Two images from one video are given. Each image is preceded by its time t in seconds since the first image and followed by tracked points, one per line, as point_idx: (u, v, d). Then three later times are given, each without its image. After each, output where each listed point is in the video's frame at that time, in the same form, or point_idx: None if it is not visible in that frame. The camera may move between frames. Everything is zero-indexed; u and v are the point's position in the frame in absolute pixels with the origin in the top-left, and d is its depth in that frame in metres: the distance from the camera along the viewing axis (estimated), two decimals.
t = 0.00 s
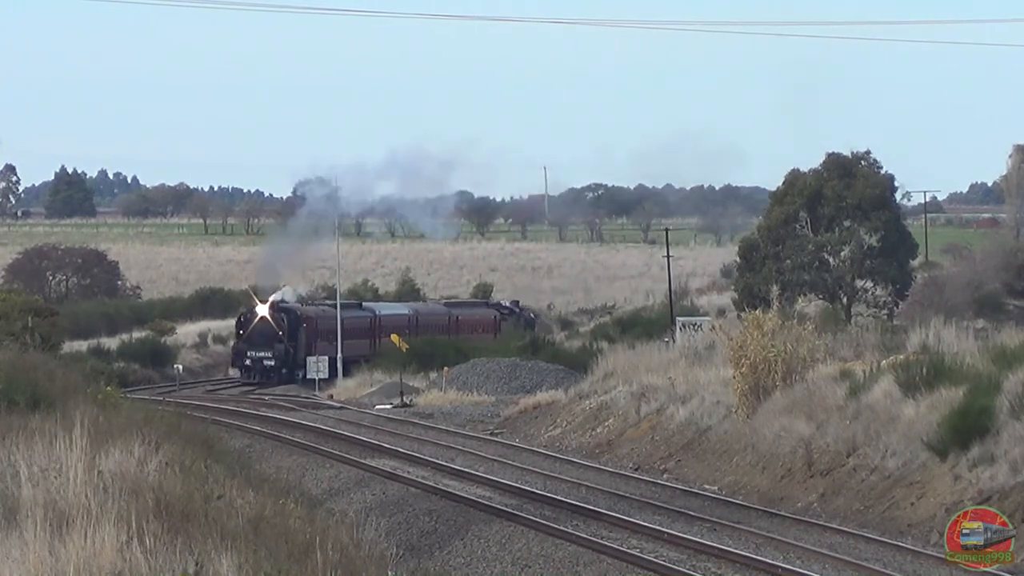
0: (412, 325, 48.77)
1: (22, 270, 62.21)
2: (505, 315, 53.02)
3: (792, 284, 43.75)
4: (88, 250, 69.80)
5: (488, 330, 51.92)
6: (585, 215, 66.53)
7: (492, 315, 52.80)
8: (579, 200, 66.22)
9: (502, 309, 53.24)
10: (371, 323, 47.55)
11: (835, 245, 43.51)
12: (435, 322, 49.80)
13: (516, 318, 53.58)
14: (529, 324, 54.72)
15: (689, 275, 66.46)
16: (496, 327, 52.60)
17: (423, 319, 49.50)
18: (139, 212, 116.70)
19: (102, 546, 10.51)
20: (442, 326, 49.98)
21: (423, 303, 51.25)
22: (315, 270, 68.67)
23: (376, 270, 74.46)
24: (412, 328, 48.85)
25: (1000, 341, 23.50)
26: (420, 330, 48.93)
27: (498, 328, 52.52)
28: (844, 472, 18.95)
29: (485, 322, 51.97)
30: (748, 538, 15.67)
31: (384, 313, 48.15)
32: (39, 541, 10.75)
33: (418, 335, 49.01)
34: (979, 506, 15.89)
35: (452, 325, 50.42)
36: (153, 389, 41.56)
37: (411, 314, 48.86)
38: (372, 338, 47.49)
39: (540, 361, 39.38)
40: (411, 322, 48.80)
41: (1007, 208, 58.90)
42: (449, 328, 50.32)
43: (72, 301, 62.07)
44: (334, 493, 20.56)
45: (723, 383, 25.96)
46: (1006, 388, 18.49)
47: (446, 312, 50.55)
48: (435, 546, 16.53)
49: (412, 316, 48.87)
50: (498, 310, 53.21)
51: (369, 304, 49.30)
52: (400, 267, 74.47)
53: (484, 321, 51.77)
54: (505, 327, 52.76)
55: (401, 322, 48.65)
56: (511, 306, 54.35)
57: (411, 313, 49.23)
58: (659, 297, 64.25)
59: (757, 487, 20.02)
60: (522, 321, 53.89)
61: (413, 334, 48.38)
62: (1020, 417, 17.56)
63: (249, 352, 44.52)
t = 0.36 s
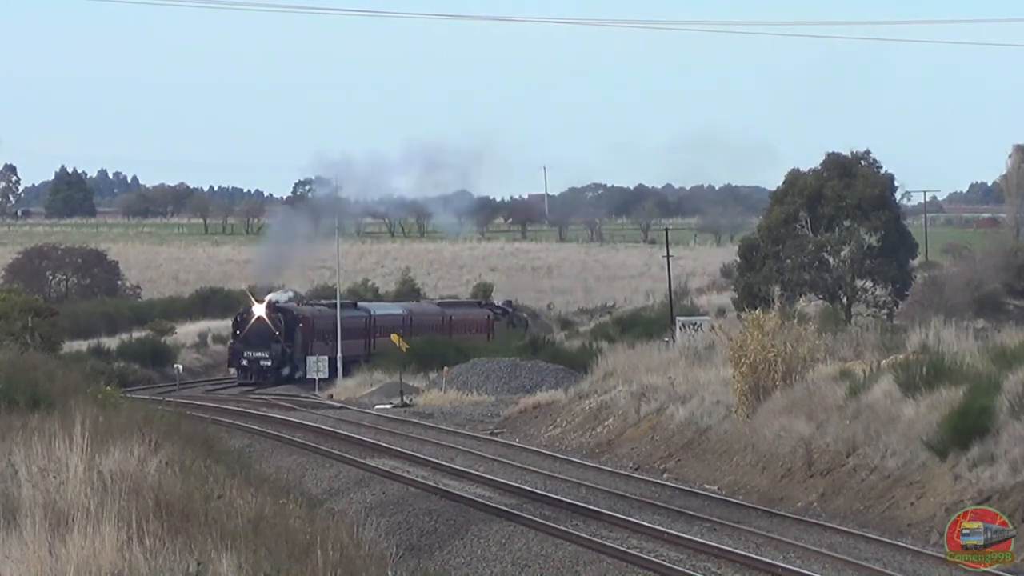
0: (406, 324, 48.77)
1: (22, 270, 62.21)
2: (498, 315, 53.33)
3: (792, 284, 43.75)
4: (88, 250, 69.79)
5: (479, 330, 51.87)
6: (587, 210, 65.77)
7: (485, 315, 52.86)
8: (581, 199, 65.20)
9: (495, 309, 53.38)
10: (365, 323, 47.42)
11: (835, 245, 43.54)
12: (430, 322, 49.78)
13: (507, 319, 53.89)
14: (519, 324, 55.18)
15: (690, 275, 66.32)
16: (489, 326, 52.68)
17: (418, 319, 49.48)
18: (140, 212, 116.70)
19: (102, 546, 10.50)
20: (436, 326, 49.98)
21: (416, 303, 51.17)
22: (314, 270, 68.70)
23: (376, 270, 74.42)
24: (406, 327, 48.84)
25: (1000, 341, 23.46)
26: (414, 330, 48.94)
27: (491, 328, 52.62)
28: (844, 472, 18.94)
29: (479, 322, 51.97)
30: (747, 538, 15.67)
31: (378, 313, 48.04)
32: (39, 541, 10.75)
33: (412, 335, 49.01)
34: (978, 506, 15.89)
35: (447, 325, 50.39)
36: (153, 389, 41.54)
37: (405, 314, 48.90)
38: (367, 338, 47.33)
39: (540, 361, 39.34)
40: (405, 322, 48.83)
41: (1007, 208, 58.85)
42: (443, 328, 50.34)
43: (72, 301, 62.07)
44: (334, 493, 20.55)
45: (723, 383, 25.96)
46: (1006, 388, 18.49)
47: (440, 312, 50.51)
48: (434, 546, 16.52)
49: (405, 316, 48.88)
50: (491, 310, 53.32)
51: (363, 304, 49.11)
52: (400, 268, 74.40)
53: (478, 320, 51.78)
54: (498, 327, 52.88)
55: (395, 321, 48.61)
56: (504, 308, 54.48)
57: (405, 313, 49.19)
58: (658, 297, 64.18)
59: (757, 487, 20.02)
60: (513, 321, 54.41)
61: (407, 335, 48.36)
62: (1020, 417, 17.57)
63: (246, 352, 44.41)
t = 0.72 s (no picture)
0: (400, 325, 48.86)
1: (22, 270, 62.19)
2: (491, 315, 53.38)
3: (792, 283, 43.75)
4: (88, 250, 69.75)
5: (473, 331, 51.83)
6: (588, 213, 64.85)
7: (478, 315, 52.88)
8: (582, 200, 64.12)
9: (488, 310, 53.49)
10: (361, 323, 47.35)
11: (835, 245, 43.54)
12: (424, 322, 49.81)
13: (500, 320, 54.05)
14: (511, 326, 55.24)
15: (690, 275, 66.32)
16: (482, 326, 52.69)
17: (412, 319, 49.51)
18: (139, 212, 116.69)
19: (102, 546, 10.50)
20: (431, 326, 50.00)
21: (410, 304, 51.29)
22: (315, 268, 68.64)
23: (376, 270, 74.39)
24: (400, 328, 48.92)
25: (1000, 341, 23.43)
26: (408, 330, 49.04)
27: (485, 328, 52.67)
28: (844, 472, 18.94)
29: (472, 322, 51.97)
30: (748, 538, 15.66)
31: (373, 313, 48.04)
32: (38, 540, 10.75)
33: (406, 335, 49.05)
34: (978, 506, 15.88)
35: (440, 325, 50.40)
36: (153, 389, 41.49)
37: (399, 314, 49.04)
38: (363, 339, 47.20)
39: (540, 361, 39.31)
40: (398, 322, 48.87)
41: (1007, 208, 58.82)
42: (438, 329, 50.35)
43: (71, 301, 62.04)
44: (334, 493, 20.55)
45: (723, 383, 25.96)
46: (1006, 388, 18.48)
47: (434, 312, 50.58)
48: (434, 546, 16.52)
49: (399, 317, 48.99)
50: (485, 311, 53.41)
51: (357, 304, 49.10)
52: (400, 268, 74.23)
53: (471, 320, 51.78)
54: (491, 327, 52.92)
55: (389, 322, 48.69)
56: (497, 309, 54.56)
57: (399, 314, 49.26)
58: (659, 296, 64.13)
59: (757, 487, 20.02)
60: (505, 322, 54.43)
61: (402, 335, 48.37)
62: (1020, 417, 17.57)
63: (243, 353, 44.20)
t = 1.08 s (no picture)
0: (394, 325, 48.70)
1: (22, 270, 62.20)
2: (485, 315, 53.39)
3: (792, 283, 43.73)
4: (88, 250, 69.77)
5: (466, 330, 51.80)
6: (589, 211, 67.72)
7: (472, 315, 52.87)
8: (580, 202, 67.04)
9: (481, 310, 53.46)
10: (355, 323, 47.18)
11: (835, 245, 43.53)
12: (418, 322, 49.70)
13: (493, 320, 54.04)
14: (505, 328, 55.26)
15: (690, 275, 66.30)
16: (476, 327, 52.68)
17: (406, 319, 49.40)
18: (140, 212, 116.75)
19: (102, 546, 10.49)
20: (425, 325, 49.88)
21: (403, 304, 51.24)
22: (315, 268, 68.71)
23: (376, 270, 74.35)
24: (395, 327, 48.74)
25: (1000, 341, 23.43)
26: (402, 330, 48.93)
27: (479, 328, 52.65)
28: (844, 472, 18.95)
29: (465, 322, 51.93)
30: (748, 538, 15.66)
31: (368, 313, 47.84)
32: (39, 541, 10.75)
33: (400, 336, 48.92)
34: (978, 506, 15.89)
35: (435, 325, 50.39)
36: (152, 389, 41.49)
37: (394, 314, 48.85)
38: (356, 339, 47.05)
39: (540, 361, 39.32)
40: (394, 322, 48.84)
41: (1007, 208, 58.82)
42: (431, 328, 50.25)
43: (71, 301, 62.06)
44: (333, 493, 20.54)
45: (723, 383, 25.97)
46: (1005, 388, 18.49)
47: (427, 312, 50.50)
48: (434, 546, 16.51)
49: (394, 317, 48.82)
50: (478, 311, 53.37)
51: (352, 303, 48.90)
52: (401, 267, 73.89)
53: (466, 320, 51.77)
54: (485, 327, 52.92)
55: (385, 322, 48.47)
56: (490, 309, 54.56)
57: (393, 314, 49.11)
58: (659, 297, 64.12)
59: (756, 487, 20.02)
60: (499, 323, 54.45)
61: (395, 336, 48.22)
62: (1019, 417, 17.58)
63: (239, 353, 44.25)
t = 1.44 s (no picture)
0: (388, 325, 48.55)
1: (22, 270, 62.22)
2: (479, 315, 53.31)
3: (792, 284, 43.74)
4: (89, 250, 69.76)
5: (459, 330, 51.67)
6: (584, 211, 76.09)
7: (466, 315, 52.81)
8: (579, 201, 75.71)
9: (474, 310, 53.34)
10: (350, 323, 47.02)
11: (835, 245, 43.54)
12: (412, 323, 49.60)
13: (486, 320, 53.93)
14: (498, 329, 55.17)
15: (690, 275, 66.38)
16: (469, 327, 52.61)
17: (400, 320, 49.29)
18: (139, 212, 116.80)
19: (103, 546, 10.50)
20: (419, 326, 49.75)
21: (397, 304, 51.16)
22: (315, 268, 68.74)
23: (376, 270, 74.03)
24: (389, 328, 48.57)
25: (1000, 341, 23.44)
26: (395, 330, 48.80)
27: (473, 328, 52.56)
28: (844, 472, 18.95)
29: (459, 322, 51.85)
30: (748, 538, 15.66)
31: (363, 313, 47.65)
32: (39, 541, 10.75)
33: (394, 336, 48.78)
34: (978, 506, 15.89)
35: (429, 325, 50.32)
36: (152, 389, 41.48)
37: (389, 314, 48.66)
38: (351, 339, 46.89)
39: (540, 361, 39.33)
40: (388, 322, 48.69)
41: (1007, 208, 58.84)
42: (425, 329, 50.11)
43: (72, 301, 62.09)
44: (333, 493, 20.53)
45: (723, 383, 25.98)
46: (1006, 388, 18.49)
47: (422, 312, 50.39)
48: (434, 546, 16.51)
49: (388, 317, 48.64)
50: (472, 311, 53.26)
51: (347, 303, 48.67)
52: (401, 269, 72.21)
53: (459, 321, 51.70)
54: (478, 327, 52.85)
55: (379, 322, 48.28)
56: (484, 310, 54.43)
57: (388, 314, 48.93)
58: (659, 297, 64.17)
59: (757, 487, 20.02)
60: (493, 323, 54.35)
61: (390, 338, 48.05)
62: (1020, 417, 17.58)
63: (237, 353, 44.02)
